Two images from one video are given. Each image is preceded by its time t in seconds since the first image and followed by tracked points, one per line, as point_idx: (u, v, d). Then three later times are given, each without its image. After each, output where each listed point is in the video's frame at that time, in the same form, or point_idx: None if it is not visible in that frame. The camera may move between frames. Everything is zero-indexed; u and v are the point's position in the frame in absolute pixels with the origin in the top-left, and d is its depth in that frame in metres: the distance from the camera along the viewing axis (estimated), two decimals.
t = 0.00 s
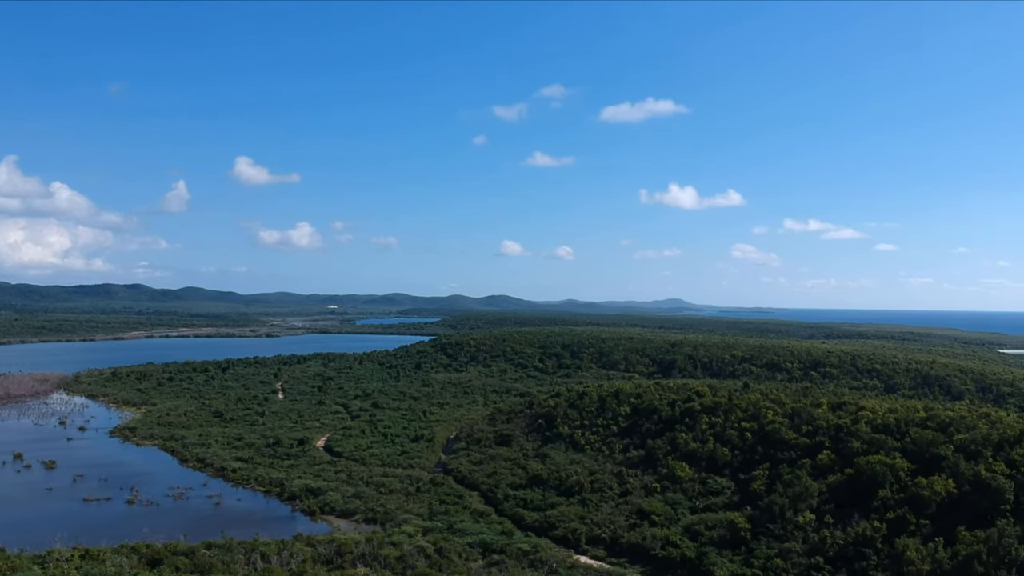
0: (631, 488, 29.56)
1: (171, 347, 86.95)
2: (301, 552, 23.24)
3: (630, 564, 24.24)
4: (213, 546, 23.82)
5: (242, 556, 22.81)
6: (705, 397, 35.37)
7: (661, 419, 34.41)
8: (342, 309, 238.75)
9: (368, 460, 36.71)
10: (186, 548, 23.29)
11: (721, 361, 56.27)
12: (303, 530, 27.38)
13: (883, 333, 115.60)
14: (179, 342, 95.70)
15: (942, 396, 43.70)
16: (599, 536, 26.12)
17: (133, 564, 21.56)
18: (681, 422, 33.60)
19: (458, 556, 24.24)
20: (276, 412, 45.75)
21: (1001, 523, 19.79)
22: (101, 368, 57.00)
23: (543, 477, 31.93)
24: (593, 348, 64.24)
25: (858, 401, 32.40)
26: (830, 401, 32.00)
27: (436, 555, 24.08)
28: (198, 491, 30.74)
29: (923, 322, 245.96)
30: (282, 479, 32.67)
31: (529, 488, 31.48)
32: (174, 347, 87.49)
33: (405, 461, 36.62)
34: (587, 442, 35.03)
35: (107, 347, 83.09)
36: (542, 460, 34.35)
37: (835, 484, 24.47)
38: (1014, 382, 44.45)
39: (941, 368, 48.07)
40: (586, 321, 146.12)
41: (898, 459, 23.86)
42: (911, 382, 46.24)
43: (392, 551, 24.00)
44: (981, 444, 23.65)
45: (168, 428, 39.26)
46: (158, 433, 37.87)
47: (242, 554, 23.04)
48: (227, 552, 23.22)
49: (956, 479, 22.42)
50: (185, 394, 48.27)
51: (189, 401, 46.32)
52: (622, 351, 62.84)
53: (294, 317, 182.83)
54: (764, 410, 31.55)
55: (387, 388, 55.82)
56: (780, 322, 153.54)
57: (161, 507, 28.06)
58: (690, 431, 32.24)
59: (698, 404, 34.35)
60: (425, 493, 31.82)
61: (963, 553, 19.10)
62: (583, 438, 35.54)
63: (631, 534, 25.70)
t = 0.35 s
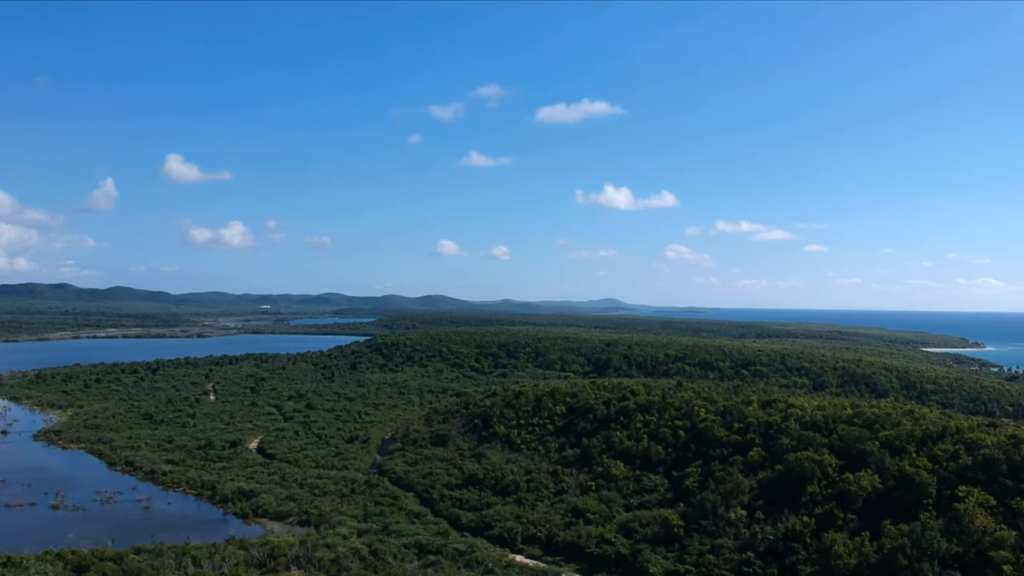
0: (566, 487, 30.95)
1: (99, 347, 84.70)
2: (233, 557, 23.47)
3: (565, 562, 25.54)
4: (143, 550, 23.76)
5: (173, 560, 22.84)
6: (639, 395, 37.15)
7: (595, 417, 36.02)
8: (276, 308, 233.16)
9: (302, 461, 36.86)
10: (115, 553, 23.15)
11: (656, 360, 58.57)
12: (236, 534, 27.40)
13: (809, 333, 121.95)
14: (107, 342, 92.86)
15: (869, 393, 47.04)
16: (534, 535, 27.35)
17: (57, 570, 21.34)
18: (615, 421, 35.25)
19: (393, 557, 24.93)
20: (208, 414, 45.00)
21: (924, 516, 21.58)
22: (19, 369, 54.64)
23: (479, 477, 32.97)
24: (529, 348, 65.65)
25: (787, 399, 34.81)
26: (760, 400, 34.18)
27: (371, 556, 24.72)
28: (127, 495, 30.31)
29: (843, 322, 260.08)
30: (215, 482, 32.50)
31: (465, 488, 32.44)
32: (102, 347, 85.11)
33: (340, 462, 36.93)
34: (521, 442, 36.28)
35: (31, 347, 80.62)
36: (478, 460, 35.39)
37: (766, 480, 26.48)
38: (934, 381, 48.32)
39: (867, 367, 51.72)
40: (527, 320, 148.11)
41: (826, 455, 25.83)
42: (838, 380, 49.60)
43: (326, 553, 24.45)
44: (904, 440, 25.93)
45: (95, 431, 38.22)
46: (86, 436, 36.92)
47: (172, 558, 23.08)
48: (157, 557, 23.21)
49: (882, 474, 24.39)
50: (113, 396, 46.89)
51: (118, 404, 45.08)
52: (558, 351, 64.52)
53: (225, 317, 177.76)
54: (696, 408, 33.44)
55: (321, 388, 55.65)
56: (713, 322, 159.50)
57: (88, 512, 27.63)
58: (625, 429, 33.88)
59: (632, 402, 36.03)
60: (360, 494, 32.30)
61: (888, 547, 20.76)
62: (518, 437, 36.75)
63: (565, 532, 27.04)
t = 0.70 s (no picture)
0: (497, 486, 31.41)
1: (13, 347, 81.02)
2: (157, 562, 22.69)
3: (496, 562, 25.90)
4: (63, 557, 22.87)
5: (95, 566, 21.90)
6: (569, 395, 38.01)
7: (526, 416, 36.71)
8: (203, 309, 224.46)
9: (230, 463, 35.96)
10: (33, 561, 22.20)
11: (586, 359, 59.86)
12: (160, 538, 26.44)
13: (736, 330, 127.11)
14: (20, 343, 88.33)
15: (792, 390, 49.53)
16: (465, 535, 27.68)
17: None
18: (546, 419, 35.98)
19: (322, 559, 24.69)
20: (132, 416, 43.24)
21: (845, 511, 22.98)
22: None
23: (409, 478, 33.06)
24: (461, 348, 65.89)
25: (713, 397, 36.38)
26: (688, 398, 35.55)
27: (300, 559, 24.35)
28: (47, 501, 29.14)
29: (766, 321, 272.17)
30: (139, 486, 31.34)
31: (395, 490, 32.44)
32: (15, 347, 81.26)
33: (268, 464, 36.23)
34: (452, 442, 36.56)
35: None
36: (408, 461, 35.43)
37: (693, 477, 27.72)
38: (854, 379, 51.33)
39: (790, 366, 54.48)
40: (462, 320, 148.10)
41: (751, 453, 27.28)
42: (763, 378, 52.06)
43: (254, 556, 23.96)
44: (826, 437, 27.66)
45: (13, 435, 36.27)
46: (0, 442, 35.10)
47: (95, 565, 22.15)
48: (78, 564, 22.27)
49: (805, 469, 25.90)
50: (30, 399, 44.43)
51: (36, 406, 42.76)
52: (490, 350, 64.99)
53: (152, 317, 170.38)
54: (626, 406, 34.49)
55: (249, 389, 54.28)
56: (643, 321, 163.75)
57: (5, 519, 26.49)
58: (554, 428, 34.68)
59: (563, 402, 36.85)
60: (289, 496, 31.79)
61: (812, 542, 21.95)
62: (449, 437, 37.01)
63: (497, 532, 27.48)
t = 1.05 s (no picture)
0: (433, 487, 30.62)
1: None
2: (83, 569, 20.92)
3: (431, 562, 25.16)
4: None
5: None
6: (505, 395, 37.57)
7: (462, 416, 36.08)
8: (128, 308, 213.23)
9: (160, 467, 33.84)
10: None
11: (523, 359, 59.66)
12: (87, 545, 24.71)
13: (670, 331, 130.03)
14: None
15: (724, 389, 50.71)
16: (401, 536, 26.85)
17: None
18: (482, 419, 35.41)
19: (255, 564, 23.35)
20: (57, 420, 40.88)
21: (776, 507, 23.18)
22: None
23: (344, 480, 31.82)
24: (396, 348, 64.59)
25: (647, 395, 36.67)
26: (623, 398, 35.58)
27: (232, 563, 22.89)
28: None
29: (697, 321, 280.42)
30: (65, 490, 29.46)
31: (329, 492, 31.19)
32: None
33: (199, 467, 34.30)
34: (387, 443, 35.51)
35: None
36: (344, 462, 34.17)
37: (627, 475, 27.71)
38: (782, 377, 53.03)
39: (722, 365, 55.84)
40: (398, 320, 145.86)
41: (684, 450, 27.35)
42: (696, 376, 53.12)
43: (185, 561, 22.39)
44: (757, 434, 27.98)
45: None
46: None
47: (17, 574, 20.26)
48: None
49: (736, 466, 26.05)
50: None
51: None
52: (426, 351, 63.95)
53: (78, 317, 161.44)
54: (562, 406, 34.26)
55: (181, 391, 51.54)
56: (579, 322, 165.85)
57: None
58: (490, 429, 34.17)
59: (499, 402, 36.37)
60: (221, 499, 30.09)
61: (743, 537, 22.13)
62: (384, 438, 35.96)
63: (433, 532, 26.76)
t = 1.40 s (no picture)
0: (365, 488, 29.13)
1: None
2: None
3: (362, 565, 23.91)
4: None
5: None
6: (439, 395, 36.41)
7: (394, 417, 34.66)
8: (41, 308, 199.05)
9: (82, 471, 31.42)
10: None
11: (455, 359, 58.48)
12: (5, 551, 22.99)
13: (602, 331, 131.64)
14: None
15: (654, 387, 51.12)
16: (332, 538, 25.37)
17: None
18: (415, 420, 34.12)
19: (182, 568, 21.52)
20: None
21: (705, 503, 22.94)
22: None
23: (274, 482, 29.89)
24: (328, 348, 62.15)
25: (580, 395, 36.21)
26: (556, 397, 35.05)
27: (159, 568, 21.15)
28: None
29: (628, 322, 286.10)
30: None
31: (259, 494, 29.28)
32: None
33: (124, 470, 31.86)
34: (320, 444, 33.72)
35: None
36: (274, 464, 32.16)
37: (559, 474, 27.00)
38: (712, 375, 53.96)
39: (653, 364, 56.33)
40: (328, 320, 141.69)
41: (616, 448, 26.90)
42: (628, 375, 53.33)
43: (108, 567, 20.66)
44: (687, 432, 27.74)
45: None
46: None
47: None
48: None
49: (667, 464, 25.71)
50: None
51: None
52: (358, 351, 61.82)
53: None
54: (496, 405, 33.28)
55: (105, 393, 48.19)
56: (514, 323, 165.89)
57: None
58: (423, 429, 32.93)
59: (432, 402, 35.15)
60: (148, 503, 27.92)
61: (673, 534, 21.51)
62: (316, 440, 34.13)
63: (365, 534, 25.37)
